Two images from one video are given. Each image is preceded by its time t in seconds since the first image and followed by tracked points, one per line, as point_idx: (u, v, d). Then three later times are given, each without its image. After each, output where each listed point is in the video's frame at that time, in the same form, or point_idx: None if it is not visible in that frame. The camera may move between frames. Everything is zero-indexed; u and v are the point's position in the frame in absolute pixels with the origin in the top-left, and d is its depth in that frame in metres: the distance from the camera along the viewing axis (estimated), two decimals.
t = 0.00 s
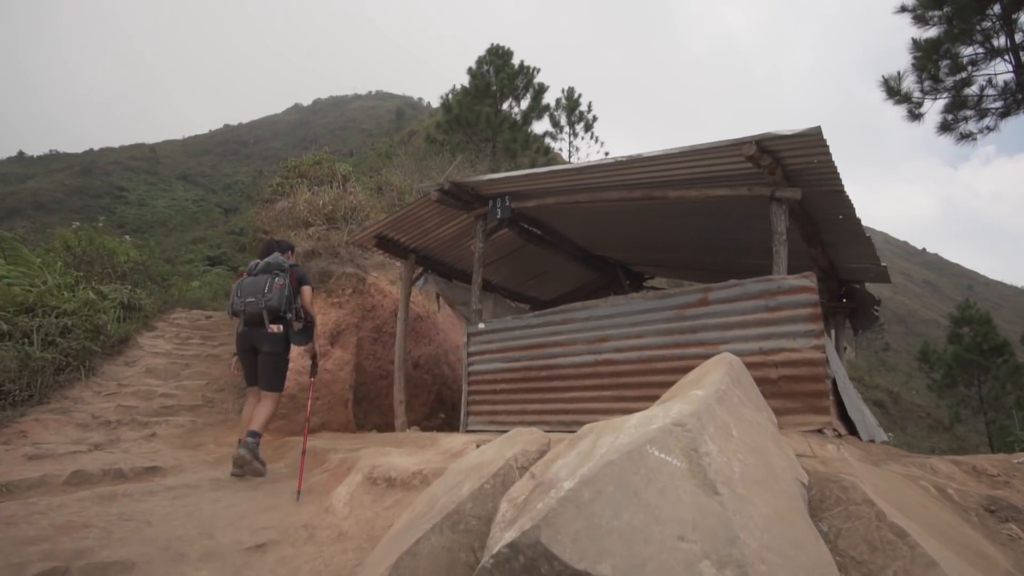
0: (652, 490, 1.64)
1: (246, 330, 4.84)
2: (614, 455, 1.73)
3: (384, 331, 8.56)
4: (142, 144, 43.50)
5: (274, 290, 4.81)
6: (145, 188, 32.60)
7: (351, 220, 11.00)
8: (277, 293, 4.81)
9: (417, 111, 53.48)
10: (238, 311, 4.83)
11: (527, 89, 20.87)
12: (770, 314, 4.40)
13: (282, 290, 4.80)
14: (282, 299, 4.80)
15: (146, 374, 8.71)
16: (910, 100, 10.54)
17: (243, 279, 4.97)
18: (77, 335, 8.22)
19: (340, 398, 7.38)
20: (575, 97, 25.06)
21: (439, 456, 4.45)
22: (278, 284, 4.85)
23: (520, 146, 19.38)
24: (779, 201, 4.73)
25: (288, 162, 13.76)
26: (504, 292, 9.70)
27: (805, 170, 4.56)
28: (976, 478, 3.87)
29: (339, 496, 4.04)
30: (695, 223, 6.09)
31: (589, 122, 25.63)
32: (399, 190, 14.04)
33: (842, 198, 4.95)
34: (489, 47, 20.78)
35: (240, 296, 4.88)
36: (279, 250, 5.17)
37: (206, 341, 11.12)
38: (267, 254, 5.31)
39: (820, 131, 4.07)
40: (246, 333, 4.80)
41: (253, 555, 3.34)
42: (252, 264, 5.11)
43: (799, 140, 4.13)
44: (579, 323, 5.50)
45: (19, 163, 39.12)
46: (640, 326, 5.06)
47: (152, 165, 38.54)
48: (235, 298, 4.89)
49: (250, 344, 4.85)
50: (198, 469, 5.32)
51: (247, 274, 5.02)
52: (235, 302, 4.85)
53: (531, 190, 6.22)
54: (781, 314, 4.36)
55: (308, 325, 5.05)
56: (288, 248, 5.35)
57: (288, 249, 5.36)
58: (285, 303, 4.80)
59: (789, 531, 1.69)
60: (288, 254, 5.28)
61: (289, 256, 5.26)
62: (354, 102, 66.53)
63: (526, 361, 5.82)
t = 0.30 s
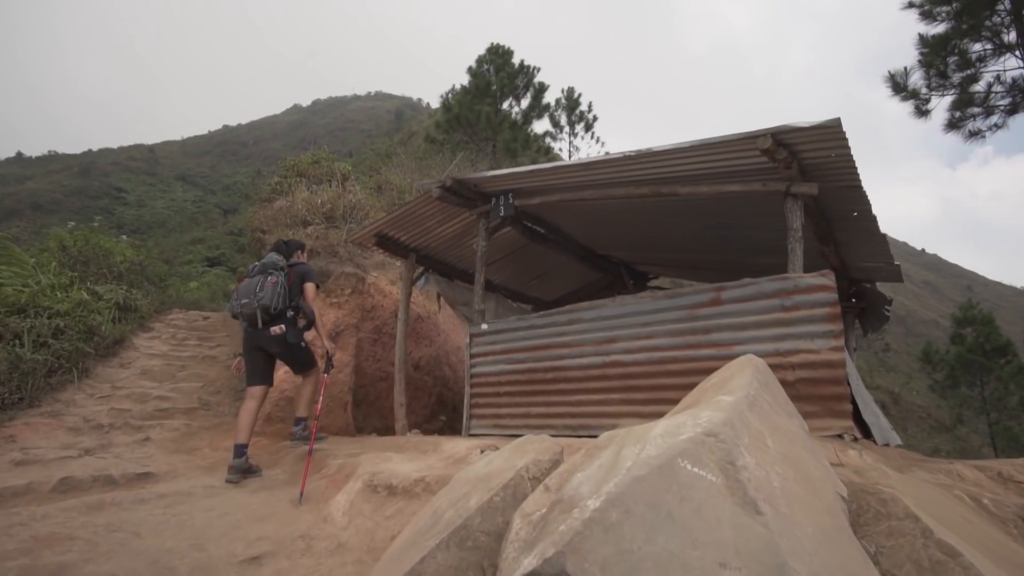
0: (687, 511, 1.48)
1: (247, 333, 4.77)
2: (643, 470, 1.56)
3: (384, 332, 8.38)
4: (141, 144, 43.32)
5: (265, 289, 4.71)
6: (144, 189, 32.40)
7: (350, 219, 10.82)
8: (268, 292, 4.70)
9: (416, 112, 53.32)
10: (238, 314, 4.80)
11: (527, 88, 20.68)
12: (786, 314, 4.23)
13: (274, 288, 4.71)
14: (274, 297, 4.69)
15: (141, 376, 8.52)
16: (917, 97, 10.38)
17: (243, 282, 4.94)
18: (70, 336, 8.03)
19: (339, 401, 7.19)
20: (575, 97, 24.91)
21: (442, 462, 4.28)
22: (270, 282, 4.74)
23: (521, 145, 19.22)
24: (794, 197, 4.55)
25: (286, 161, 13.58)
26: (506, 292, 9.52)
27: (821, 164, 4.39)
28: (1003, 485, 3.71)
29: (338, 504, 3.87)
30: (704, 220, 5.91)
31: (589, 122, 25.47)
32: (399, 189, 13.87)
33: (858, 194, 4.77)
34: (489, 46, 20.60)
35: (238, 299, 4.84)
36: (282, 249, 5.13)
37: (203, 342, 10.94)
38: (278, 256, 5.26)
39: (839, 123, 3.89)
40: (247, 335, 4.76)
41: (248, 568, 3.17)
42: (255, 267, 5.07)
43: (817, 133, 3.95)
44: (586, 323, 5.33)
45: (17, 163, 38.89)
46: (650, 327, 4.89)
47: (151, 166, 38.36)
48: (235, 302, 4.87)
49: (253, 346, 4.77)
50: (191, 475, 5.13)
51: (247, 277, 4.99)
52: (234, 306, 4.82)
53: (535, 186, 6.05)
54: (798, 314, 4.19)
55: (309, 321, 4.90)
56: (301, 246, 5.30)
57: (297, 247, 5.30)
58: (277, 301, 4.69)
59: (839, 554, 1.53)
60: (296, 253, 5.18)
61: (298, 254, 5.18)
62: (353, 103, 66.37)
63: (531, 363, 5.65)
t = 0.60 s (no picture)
0: (731, 555, 1.31)
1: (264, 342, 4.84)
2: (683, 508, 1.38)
3: (381, 334, 8.17)
4: (136, 142, 42.98)
5: (279, 298, 4.78)
6: (139, 187, 32.08)
7: (345, 218, 10.61)
8: (280, 301, 4.77)
9: (413, 111, 53.06)
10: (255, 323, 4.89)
11: (525, 87, 20.46)
12: (801, 318, 4.04)
13: (286, 297, 4.76)
14: (285, 307, 4.74)
15: (131, 378, 8.29)
16: (922, 95, 10.21)
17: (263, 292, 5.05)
18: (57, 338, 7.80)
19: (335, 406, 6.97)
20: (573, 96, 24.71)
21: (441, 473, 4.08)
22: (283, 291, 4.81)
23: (519, 144, 19.01)
24: (809, 196, 4.37)
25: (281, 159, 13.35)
26: (505, 292, 9.32)
27: (838, 162, 4.21)
28: None
29: (332, 519, 3.66)
30: (711, 220, 5.72)
31: (587, 122, 25.27)
32: (395, 187, 13.65)
33: (874, 194, 4.59)
34: (487, 43, 20.38)
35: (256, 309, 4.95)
36: (302, 259, 5.19)
37: (195, 343, 10.71)
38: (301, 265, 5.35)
39: (860, 119, 3.70)
40: (263, 344, 4.83)
41: None
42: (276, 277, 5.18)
43: (837, 129, 3.77)
44: (591, 326, 5.14)
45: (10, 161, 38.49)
46: (658, 331, 4.70)
47: (147, 164, 38.02)
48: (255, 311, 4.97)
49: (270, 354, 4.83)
50: (179, 485, 4.91)
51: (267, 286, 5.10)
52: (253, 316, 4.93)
53: (536, 184, 5.85)
54: (815, 318, 4.00)
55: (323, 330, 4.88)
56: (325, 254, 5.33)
57: (321, 255, 5.35)
58: (287, 310, 4.72)
59: None
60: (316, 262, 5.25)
61: (319, 262, 5.20)
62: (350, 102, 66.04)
63: (533, 368, 5.45)
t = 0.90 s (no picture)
0: None
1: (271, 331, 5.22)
2: None
3: (361, 337, 7.93)
4: (111, 134, 41.88)
5: (273, 290, 5.10)
6: (112, 180, 31.23)
7: (326, 217, 10.35)
8: (274, 292, 5.08)
9: (395, 108, 52.54)
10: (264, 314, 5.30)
11: (510, 87, 20.28)
12: (797, 330, 3.94)
13: (279, 288, 5.05)
14: (278, 296, 5.04)
15: (97, 381, 7.94)
16: (906, 104, 10.27)
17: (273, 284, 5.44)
18: (18, 338, 7.42)
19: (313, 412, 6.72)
20: (558, 97, 24.60)
21: (423, 488, 3.90)
22: (277, 283, 5.10)
23: (503, 144, 18.84)
24: (805, 204, 4.27)
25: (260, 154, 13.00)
26: (488, 296, 9.15)
27: (835, 170, 4.11)
28: None
29: (307, 538, 3.46)
30: (702, 226, 5.61)
31: (572, 123, 25.19)
32: (378, 186, 13.39)
33: (869, 202, 4.51)
34: (472, 42, 20.18)
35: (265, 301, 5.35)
36: (312, 250, 5.39)
37: (167, 343, 10.34)
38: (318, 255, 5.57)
39: (861, 126, 3.61)
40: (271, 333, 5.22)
41: None
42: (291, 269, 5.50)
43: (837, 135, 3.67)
44: (578, 334, 5.00)
45: None
46: (648, 340, 4.58)
47: (121, 157, 37.03)
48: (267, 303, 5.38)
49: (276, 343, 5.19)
50: (145, 498, 4.65)
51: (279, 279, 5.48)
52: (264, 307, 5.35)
53: (524, 186, 5.68)
54: (811, 330, 3.90)
55: (319, 319, 5.06)
56: (339, 243, 5.47)
57: (336, 244, 5.48)
58: (280, 301, 5.00)
59: None
60: (328, 251, 5.42)
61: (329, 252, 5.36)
62: (332, 97, 65.18)
63: (519, 376, 5.30)
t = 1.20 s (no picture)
0: None
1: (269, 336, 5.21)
2: None
3: (344, 341, 7.73)
4: (87, 129, 40.92)
5: (260, 295, 5.04)
6: (88, 176, 30.46)
7: (308, 217, 10.11)
8: (261, 297, 5.03)
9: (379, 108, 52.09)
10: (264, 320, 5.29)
11: (496, 87, 20.14)
12: (794, 339, 3.86)
13: (264, 294, 4.97)
14: (264, 301, 4.98)
15: (67, 385, 7.62)
16: (891, 112, 10.36)
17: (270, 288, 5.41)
18: None
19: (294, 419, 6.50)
20: (544, 99, 24.53)
21: (409, 502, 3.74)
22: (263, 287, 5.05)
23: (489, 145, 18.69)
24: (802, 211, 4.19)
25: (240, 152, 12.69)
26: (475, 299, 9.00)
27: (833, 176, 4.04)
28: None
29: (286, 557, 3.28)
30: (694, 231, 5.52)
31: (558, 125, 25.14)
32: (362, 186, 13.16)
33: (864, 209, 4.45)
34: (459, 42, 20.01)
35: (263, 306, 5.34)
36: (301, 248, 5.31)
37: (142, 345, 10.01)
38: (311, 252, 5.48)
39: (862, 132, 3.53)
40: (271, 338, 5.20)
41: None
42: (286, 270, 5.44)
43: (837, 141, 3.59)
44: (569, 341, 4.87)
45: None
46: (641, 348, 4.47)
47: (97, 152, 36.14)
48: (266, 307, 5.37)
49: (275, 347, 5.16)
50: (114, 511, 4.42)
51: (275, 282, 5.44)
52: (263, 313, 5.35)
53: (515, 188, 5.55)
54: (808, 339, 3.82)
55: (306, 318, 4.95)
56: (329, 236, 5.37)
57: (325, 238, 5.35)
58: (265, 306, 4.94)
59: None
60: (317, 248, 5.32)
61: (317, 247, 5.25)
62: (315, 95, 64.48)
63: (508, 384, 5.16)
